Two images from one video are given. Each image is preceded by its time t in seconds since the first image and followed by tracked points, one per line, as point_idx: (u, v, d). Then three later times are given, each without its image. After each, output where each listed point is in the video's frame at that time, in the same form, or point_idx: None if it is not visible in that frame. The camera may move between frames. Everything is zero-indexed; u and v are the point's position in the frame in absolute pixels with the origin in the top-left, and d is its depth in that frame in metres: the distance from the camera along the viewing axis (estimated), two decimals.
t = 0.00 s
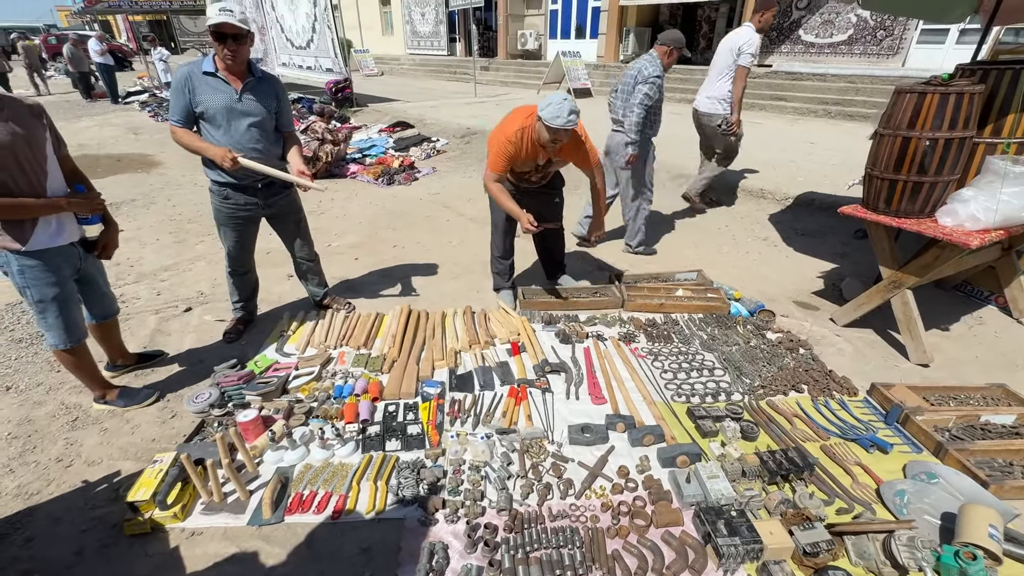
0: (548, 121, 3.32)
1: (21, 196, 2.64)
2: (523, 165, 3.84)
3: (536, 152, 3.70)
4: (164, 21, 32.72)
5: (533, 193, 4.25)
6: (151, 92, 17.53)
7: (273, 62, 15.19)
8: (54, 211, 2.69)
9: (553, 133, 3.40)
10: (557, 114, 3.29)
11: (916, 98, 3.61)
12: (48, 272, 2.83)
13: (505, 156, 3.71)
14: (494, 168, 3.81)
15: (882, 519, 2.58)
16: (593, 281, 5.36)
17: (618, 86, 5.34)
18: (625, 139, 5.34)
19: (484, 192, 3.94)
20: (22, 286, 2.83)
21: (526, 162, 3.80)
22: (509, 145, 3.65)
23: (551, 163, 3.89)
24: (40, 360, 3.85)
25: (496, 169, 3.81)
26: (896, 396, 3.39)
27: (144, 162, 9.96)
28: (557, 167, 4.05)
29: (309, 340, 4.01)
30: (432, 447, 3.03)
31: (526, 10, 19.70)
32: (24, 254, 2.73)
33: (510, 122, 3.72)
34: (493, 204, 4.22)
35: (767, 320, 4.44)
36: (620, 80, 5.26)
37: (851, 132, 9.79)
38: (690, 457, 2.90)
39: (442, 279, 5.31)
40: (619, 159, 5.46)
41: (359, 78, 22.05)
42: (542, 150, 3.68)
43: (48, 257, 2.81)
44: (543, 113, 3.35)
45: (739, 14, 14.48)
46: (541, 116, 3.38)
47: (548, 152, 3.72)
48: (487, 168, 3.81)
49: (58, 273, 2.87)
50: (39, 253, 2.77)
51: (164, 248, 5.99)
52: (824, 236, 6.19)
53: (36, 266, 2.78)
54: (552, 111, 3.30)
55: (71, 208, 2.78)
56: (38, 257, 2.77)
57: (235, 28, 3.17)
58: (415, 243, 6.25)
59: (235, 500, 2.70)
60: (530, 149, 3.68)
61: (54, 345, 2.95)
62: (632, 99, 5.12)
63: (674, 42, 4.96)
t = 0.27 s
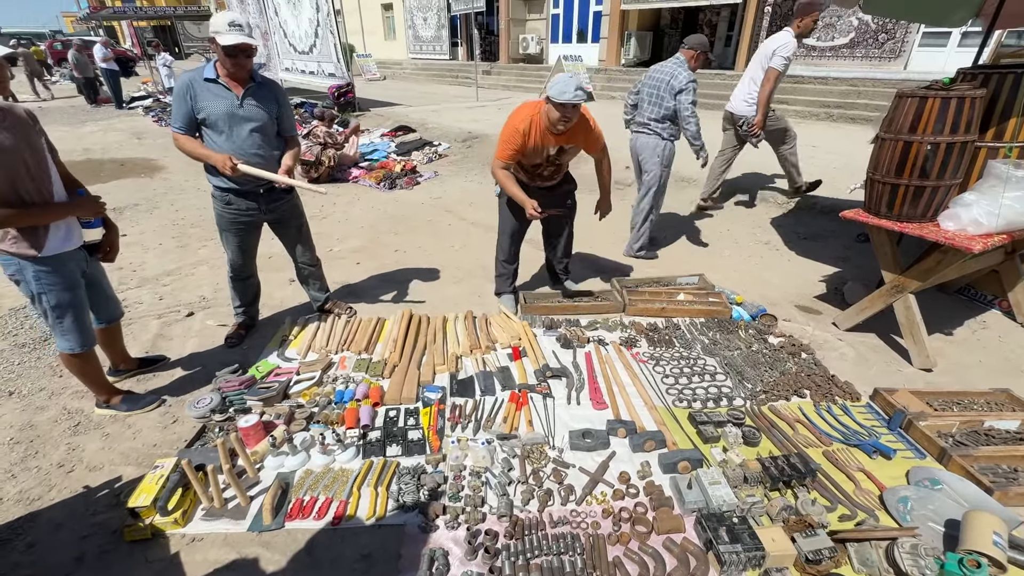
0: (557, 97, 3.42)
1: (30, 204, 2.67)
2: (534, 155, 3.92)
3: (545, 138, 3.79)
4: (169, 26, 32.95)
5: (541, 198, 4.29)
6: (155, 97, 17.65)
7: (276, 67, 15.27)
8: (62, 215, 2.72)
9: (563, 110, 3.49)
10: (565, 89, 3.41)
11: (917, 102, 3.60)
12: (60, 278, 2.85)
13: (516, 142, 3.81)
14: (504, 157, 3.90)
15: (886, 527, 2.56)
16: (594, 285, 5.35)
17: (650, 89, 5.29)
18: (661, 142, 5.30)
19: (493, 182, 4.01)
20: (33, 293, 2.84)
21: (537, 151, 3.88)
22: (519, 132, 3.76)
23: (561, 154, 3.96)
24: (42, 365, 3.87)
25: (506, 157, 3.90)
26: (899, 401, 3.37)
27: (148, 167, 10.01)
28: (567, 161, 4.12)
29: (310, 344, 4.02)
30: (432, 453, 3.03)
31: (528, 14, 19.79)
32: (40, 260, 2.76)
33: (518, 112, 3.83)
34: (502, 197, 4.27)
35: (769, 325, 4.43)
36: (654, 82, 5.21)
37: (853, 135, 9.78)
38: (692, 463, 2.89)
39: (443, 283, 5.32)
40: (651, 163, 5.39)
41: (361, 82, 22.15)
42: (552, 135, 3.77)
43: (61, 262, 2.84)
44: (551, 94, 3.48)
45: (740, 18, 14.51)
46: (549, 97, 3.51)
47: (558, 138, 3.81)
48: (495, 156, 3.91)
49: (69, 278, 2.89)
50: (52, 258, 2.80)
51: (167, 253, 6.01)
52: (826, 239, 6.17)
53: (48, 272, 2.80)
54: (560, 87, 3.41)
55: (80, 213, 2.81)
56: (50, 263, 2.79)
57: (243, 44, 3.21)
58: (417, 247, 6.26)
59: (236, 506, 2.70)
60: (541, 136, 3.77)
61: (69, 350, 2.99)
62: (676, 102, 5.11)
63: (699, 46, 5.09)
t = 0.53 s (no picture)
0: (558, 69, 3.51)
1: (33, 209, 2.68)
2: (543, 142, 3.97)
3: (551, 122, 3.86)
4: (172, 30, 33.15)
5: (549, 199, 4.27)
6: (158, 101, 17.73)
7: (278, 71, 15.33)
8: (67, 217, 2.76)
9: (566, 83, 3.58)
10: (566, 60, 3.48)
11: (917, 105, 3.59)
12: (67, 281, 2.86)
13: (523, 127, 3.90)
14: (512, 143, 3.97)
15: (888, 533, 2.54)
16: (594, 288, 5.34)
17: (672, 95, 5.31)
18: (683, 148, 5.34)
19: (503, 170, 4.05)
20: (40, 298, 2.84)
21: (546, 137, 3.94)
22: (527, 117, 3.86)
23: (570, 141, 4.00)
24: (43, 369, 3.87)
25: (515, 143, 3.97)
26: (901, 405, 3.35)
27: (150, 170, 10.05)
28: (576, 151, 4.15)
29: (309, 348, 4.01)
30: (431, 457, 3.01)
31: (529, 18, 19.85)
32: (50, 264, 2.78)
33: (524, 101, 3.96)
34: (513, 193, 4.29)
35: (770, 328, 4.41)
36: (677, 89, 5.23)
37: (854, 138, 9.77)
38: (692, 468, 2.87)
39: (443, 286, 5.31)
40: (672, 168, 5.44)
41: (363, 86, 22.22)
42: (558, 117, 3.85)
43: (65, 265, 2.86)
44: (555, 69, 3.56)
45: (741, 21, 14.53)
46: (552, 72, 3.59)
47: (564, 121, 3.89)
48: (504, 143, 4.00)
49: (74, 282, 2.90)
50: (59, 261, 2.82)
51: (168, 256, 6.02)
52: (827, 242, 6.15)
53: (57, 276, 2.82)
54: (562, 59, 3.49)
55: (82, 214, 2.85)
56: (57, 266, 2.82)
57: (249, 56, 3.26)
58: (417, 251, 6.26)
59: (233, 511, 2.69)
60: (549, 118, 3.85)
61: (78, 354, 2.99)
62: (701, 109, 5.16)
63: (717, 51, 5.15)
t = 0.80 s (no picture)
0: (560, 59, 3.62)
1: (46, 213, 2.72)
2: (549, 127, 4.01)
3: (557, 107, 3.94)
4: (176, 33, 33.33)
5: (559, 201, 4.29)
6: (162, 104, 17.81)
7: (281, 74, 15.37)
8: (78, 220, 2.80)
9: (568, 72, 3.68)
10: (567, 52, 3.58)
11: (922, 108, 3.60)
12: (78, 284, 2.90)
13: (529, 113, 3.97)
14: (519, 129, 4.05)
15: (894, 536, 2.54)
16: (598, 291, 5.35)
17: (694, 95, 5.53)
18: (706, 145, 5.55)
19: (509, 158, 4.07)
20: (52, 302, 2.86)
21: (552, 122, 3.99)
22: (533, 102, 3.96)
23: (578, 126, 4.04)
24: (49, 370, 3.89)
25: (521, 130, 4.04)
26: (907, 408, 3.35)
27: (154, 173, 10.09)
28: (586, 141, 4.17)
29: (315, 350, 4.03)
30: (437, 459, 3.02)
31: (531, 21, 19.91)
32: (62, 267, 2.81)
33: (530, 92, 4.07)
34: (525, 193, 4.31)
35: (774, 331, 4.41)
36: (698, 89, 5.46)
37: (857, 140, 9.78)
38: (698, 471, 2.88)
39: (447, 289, 5.33)
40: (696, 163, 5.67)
41: (366, 89, 22.29)
42: (563, 101, 3.94)
43: (76, 268, 2.88)
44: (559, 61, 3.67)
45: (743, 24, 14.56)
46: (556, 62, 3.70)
47: (570, 106, 3.97)
48: (510, 132, 4.08)
49: (84, 285, 2.93)
50: (70, 264, 2.85)
51: (172, 258, 6.04)
52: (830, 245, 6.15)
53: (69, 278, 2.85)
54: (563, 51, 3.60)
55: (91, 217, 2.89)
56: (70, 268, 2.85)
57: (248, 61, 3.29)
58: (421, 253, 6.28)
59: (240, 513, 2.70)
60: (554, 102, 3.94)
61: (88, 357, 3.01)
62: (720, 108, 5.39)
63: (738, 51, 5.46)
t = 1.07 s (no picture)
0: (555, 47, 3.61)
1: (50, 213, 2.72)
2: (549, 118, 3.96)
3: (556, 97, 3.93)
4: (178, 35, 33.46)
5: (563, 203, 4.26)
6: (165, 105, 17.86)
7: (284, 75, 15.40)
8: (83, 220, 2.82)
9: (563, 61, 3.67)
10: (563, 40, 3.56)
11: (927, 110, 3.60)
12: (83, 284, 2.90)
13: (529, 106, 3.97)
14: (518, 122, 4.02)
15: (900, 537, 2.53)
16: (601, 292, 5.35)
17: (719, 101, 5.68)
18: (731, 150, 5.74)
19: (509, 150, 4.02)
20: (56, 302, 2.87)
21: (551, 113, 3.95)
22: (531, 94, 3.96)
23: (579, 117, 4.00)
24: (54, 370, 3.90)
25: (521, 122, 4.02)
26: (911, 409, 3.34)
27: (157, 173, 10.12)
28: (588, 133, 4.11)
29: (319, 350, 4.03)
30: (441, 459, 3.02)
31: (533, 22, 19.94)
32: (66, 267, 2.82)
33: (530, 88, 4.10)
34: (530, 196, 4.28)
35: (778, 332, 4.40)
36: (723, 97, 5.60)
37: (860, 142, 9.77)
38: (702, 472, 2.88)
39: (451, 289, 5.33)
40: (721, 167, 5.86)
41: (368, 89, 22.32)
42: (562, 92, 3.93)
43: (80, 269, 2.89)
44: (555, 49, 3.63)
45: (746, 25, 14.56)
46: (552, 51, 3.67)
47: (569, 96, 3.95)
48: (510, 126, 4.05)
49: (88, 285, 2.94)
50: (75, 264, 2.86)
51: (176, 259, 6.05)
52: (834, 246, 6.15)
53: (74, 279, 2.86)
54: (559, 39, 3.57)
55: (95, 217, 2.90)
56: (74, 268, 2.86)
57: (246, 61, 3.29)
58: (424, 253, 6.29)
59: (245, 512, 2.70)
60: (553, 93, 3.93)
61: (93, 357, 3.02)
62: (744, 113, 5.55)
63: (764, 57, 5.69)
